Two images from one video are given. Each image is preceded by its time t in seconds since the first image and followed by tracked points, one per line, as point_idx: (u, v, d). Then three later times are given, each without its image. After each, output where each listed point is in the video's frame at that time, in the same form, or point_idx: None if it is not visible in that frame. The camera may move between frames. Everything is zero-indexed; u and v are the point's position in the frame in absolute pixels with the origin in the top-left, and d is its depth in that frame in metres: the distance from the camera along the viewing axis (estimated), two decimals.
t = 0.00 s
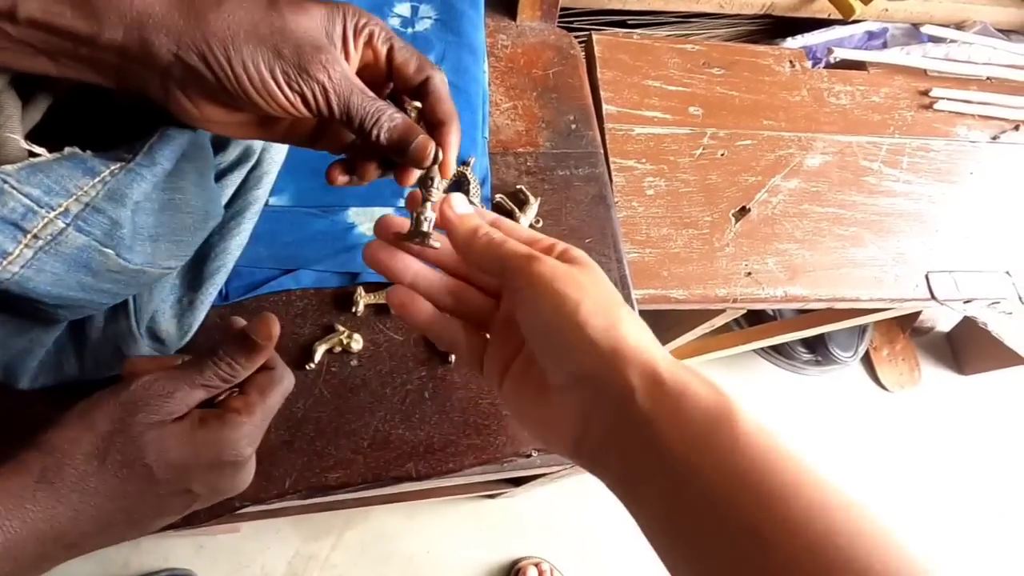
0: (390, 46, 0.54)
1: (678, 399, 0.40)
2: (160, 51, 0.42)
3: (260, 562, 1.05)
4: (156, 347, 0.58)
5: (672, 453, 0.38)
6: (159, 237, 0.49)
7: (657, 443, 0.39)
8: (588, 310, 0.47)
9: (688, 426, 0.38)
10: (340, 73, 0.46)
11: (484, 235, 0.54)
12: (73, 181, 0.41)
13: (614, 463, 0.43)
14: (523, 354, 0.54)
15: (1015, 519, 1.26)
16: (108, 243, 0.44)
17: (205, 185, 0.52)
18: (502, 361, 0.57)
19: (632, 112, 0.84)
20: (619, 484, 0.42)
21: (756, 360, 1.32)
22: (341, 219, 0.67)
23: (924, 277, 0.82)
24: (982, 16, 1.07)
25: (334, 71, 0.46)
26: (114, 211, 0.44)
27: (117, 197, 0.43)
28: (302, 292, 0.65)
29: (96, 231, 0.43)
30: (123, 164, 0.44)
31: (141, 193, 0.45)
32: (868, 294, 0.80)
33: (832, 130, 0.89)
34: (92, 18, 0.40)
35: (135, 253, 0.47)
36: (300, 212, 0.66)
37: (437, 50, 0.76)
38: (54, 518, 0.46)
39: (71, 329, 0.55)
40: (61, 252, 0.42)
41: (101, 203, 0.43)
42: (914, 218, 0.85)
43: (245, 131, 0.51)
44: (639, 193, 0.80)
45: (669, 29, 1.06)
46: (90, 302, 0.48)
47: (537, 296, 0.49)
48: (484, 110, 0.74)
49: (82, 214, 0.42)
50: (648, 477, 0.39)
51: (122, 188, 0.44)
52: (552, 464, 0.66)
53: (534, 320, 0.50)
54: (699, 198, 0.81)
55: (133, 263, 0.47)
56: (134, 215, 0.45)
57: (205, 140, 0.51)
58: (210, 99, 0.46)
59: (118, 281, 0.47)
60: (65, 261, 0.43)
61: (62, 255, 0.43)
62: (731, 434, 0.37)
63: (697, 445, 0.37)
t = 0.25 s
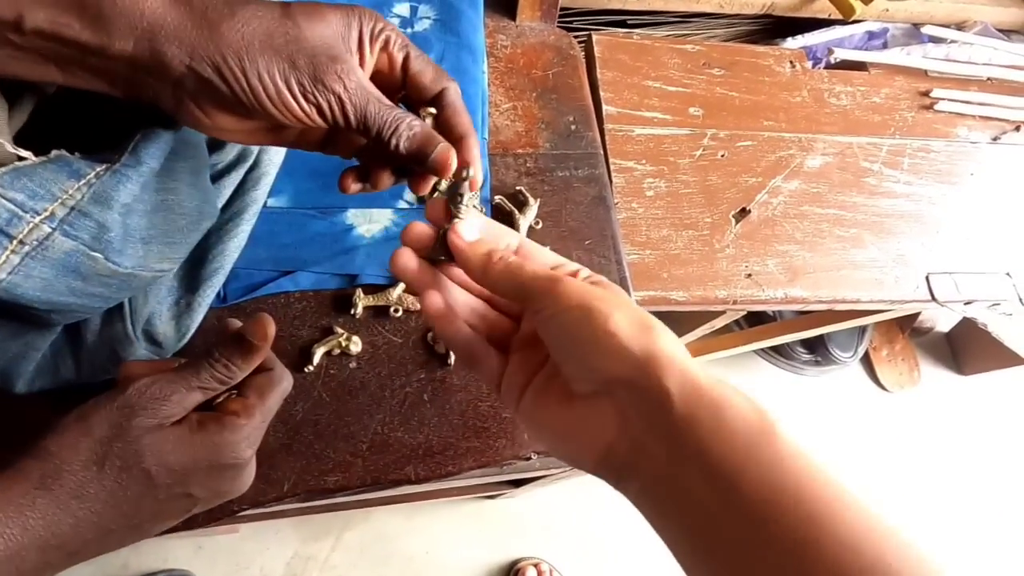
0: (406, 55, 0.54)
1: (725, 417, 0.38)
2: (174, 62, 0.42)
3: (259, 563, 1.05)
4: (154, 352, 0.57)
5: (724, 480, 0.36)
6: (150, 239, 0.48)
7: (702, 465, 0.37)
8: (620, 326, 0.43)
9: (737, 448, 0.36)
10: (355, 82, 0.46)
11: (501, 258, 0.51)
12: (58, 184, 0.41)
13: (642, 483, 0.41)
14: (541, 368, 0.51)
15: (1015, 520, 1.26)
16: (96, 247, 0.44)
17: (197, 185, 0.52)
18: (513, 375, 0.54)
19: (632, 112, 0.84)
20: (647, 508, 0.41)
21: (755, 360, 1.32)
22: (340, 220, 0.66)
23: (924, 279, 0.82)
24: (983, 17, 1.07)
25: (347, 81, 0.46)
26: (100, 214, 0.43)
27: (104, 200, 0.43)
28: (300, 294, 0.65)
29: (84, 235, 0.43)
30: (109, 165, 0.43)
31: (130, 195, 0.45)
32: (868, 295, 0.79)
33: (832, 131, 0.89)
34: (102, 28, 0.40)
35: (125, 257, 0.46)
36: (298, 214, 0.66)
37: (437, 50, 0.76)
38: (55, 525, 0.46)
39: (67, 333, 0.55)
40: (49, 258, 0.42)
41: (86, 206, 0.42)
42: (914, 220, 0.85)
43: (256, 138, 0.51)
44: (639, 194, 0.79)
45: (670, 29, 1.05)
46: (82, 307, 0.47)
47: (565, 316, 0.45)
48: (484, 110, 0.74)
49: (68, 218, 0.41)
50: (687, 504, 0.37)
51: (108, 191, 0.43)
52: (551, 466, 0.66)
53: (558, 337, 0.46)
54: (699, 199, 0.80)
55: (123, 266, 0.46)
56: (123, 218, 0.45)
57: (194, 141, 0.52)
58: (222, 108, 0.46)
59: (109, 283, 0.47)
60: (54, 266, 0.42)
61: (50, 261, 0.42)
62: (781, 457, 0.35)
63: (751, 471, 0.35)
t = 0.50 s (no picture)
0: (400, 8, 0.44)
1: (789, 456, 0.45)
2: None
3: (254, 562, 1.04)
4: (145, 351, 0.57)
5: (794, 510, 0.44)
6: (134, 234, 0.47)
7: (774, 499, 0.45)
8: (681, 362, 0.49)
9: (796, 482, 0.44)
10: None
11: (562, 268, 0.53)
12: (42, 178, 0.41)
13: (704, 516, 0.48)
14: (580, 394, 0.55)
15: (1012, 518, 1.26)
16: (82, 243, 0.44)
17: (187, 179, 0.49)
18: (546, 397, 0.57)
19: (629, 108, 0.83)
20: (707, 538, 0.48)
21: (752, 358, 1.31)
22: (333, 217, 0.66)
23: (922, 277, 0.82)
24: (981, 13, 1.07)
25: None
26: (85, 210, 0.42)
27: (89, 195, 0.42)
28: (293, 291, 0.64)
29: (69, 231, 0.43)
30: (94, 160, 0.42)
31: (119, 190, 0.43)
32: (866, 293, 0.79)
33: (830, 128, 0.88)
34: None
35: (111, 252, 0.46)
36: (290, 210, 0.65)
37: (431, 45, 0.75)
38: (45, 526, 0.46)
39: (54, 330, 0.55)
40: (34, 253, 0.42)
41: (71, 201, 0.42)
42: (912, 217, 0.85)
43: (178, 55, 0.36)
44: (635, 191, 0.79)
45: (667, 25, 1.05)
46: (69, 302, 0.47)
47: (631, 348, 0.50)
48: (479, 106, 0.73)
49: (53, 213, 0.42)
50: (758, 534, 0.45)
51: (94, 186, 0.42)
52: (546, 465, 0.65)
53: (615, 367, 0.51)
54: (696, 196, 0.80)
55: (109, 262, 0.46)
56: (109, 214, 0.44)
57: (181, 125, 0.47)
58: None
59: (94, 280, 0.47)
60: (39, 261, 0.43)
61: (34, 258, 0.42)
62: (836, 492, 0.43)
63: (816, 499, 0.43)
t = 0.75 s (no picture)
0: None
1: (807, 451, 0.48)
2: None
3: (252, 563, 1.04)
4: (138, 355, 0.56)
5: (811, 506, 0.46)
6: (127, 238, 0.47)
7: (794, 496, 0.47)
8: (703, 355, 0.50)
9: (817, 481, 0.46)
10: None
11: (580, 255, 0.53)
12: (33, 182, 0.40)
13: (719, 511, 0.50)
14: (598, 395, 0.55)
15: (1010, 516, 1.26)
16: (74, 247, 0.43)
17: (181, 182, 0.49)
18: (561, 389, 0.56)
19: (625, 109, 0.83)
20: (723, 533, 0.50)
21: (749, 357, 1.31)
22: (328, 218, 0.65)
23: (919, 277, 0.82)
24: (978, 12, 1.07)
25: None
26: (77, 213, 0.42)
27: (81, 199, 0.42)
28: (288, 293, 0.64)
29: (60, 235, 0.42)
30: (86, 163, 0.41)
31: (111, 194, 0.43)
32: (862, 293, 0.79)
33: (827, 128, 0.88)
34: None
35: (103, 255, 0.46)
36: (285, 212, 0.65)
37: (426, 45, 0.75)
38: (39, 531, 0.46)
39: (48, 334, 0.54)
40: (25, 257, 0.42)
41: (63, 205, 0.41)
42: (909, 217, 0.85)
43: None
44: (632, 191, 0.79)
45: (664, 24, 1.04)
46: (62, 306, 0.47)
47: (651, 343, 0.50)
48: (474, 107, 0.73)
49: (44, 216, 0.41)
50: (775, 532, 0.47)
51: (85, 190, 0.42)
52: (543, 466, 0.65)
53: (635, 360, 0.51)
54: (693, 196, 0.80)
55: (102, 266, 0.46)
56: (102, 218, 0.44)
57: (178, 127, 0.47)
58: None
59: (86, 285, 0.46)
60: (30, 265, 0.43)
61: (25, 261, 0.42)
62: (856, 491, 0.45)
63: (834, 498, 0.45)
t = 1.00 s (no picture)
0: None
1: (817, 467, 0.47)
2: None
3: (249, 563, 1.04)
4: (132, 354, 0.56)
5: (820, 525, 0.45)
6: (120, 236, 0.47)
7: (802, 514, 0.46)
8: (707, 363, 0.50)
9: (825, 497, 0.45)
10: None
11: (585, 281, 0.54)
12: (25, 180, 0.41)
13: (734, 531, 0.49)
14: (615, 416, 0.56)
15: (1008, 515, 1.26)
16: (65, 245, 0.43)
17: (175, 180, 0.50)
18: (573, 411, 0.58)
19: (623, 107, 0.83)
20: (737, 555, 0.48)
21: (748, 356, 1.31)
22: (324, 217, 0.65)
23: (917, 275, 0.81)
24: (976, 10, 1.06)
25: None
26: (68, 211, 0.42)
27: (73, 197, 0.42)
28: (284, 293, 0.63)
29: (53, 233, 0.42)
30: (77, 161, 0.41)
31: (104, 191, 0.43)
32: (861, 292, 0.79)
33: (825, 126, 0.88)
34: None
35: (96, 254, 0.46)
36: (281, 210, 0.65)
37: (423, 43, 0.74)
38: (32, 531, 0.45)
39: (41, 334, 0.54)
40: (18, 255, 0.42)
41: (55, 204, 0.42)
42: (907, 215, 0.84)
43: None
44: (630, 190, 0.78)
45: (662, 22, 1.04)
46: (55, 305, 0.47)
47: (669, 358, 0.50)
48: (471, 105, 0.73)
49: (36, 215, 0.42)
50: (785, 552, 0.45)
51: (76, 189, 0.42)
52: (541, 466, 0.65)
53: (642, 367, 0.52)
54: (691, 195, 0.79)
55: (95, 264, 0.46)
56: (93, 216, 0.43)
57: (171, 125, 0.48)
58: None
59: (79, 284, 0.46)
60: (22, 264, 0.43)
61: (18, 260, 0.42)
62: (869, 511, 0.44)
63: (844, 517, 0.44)
